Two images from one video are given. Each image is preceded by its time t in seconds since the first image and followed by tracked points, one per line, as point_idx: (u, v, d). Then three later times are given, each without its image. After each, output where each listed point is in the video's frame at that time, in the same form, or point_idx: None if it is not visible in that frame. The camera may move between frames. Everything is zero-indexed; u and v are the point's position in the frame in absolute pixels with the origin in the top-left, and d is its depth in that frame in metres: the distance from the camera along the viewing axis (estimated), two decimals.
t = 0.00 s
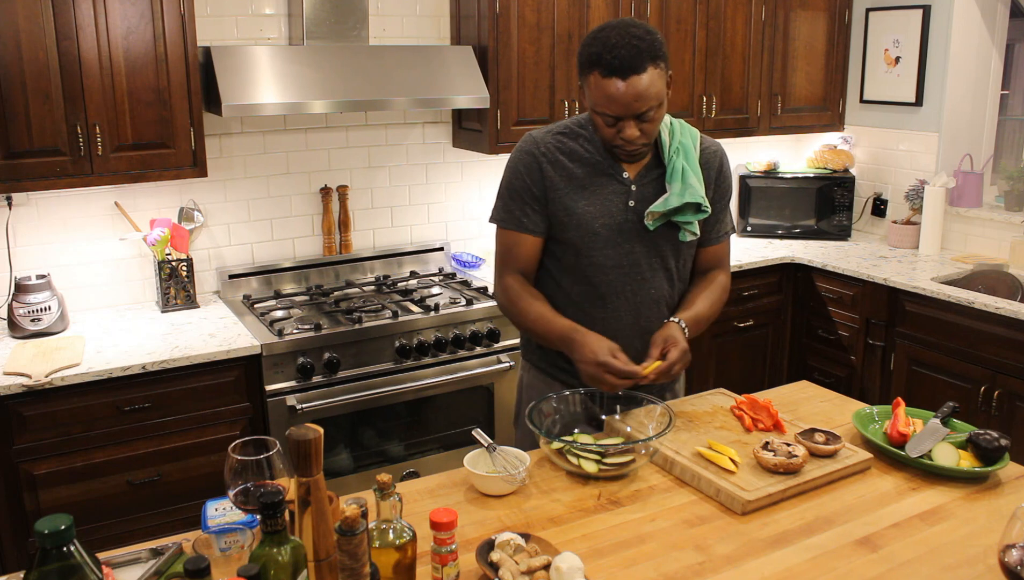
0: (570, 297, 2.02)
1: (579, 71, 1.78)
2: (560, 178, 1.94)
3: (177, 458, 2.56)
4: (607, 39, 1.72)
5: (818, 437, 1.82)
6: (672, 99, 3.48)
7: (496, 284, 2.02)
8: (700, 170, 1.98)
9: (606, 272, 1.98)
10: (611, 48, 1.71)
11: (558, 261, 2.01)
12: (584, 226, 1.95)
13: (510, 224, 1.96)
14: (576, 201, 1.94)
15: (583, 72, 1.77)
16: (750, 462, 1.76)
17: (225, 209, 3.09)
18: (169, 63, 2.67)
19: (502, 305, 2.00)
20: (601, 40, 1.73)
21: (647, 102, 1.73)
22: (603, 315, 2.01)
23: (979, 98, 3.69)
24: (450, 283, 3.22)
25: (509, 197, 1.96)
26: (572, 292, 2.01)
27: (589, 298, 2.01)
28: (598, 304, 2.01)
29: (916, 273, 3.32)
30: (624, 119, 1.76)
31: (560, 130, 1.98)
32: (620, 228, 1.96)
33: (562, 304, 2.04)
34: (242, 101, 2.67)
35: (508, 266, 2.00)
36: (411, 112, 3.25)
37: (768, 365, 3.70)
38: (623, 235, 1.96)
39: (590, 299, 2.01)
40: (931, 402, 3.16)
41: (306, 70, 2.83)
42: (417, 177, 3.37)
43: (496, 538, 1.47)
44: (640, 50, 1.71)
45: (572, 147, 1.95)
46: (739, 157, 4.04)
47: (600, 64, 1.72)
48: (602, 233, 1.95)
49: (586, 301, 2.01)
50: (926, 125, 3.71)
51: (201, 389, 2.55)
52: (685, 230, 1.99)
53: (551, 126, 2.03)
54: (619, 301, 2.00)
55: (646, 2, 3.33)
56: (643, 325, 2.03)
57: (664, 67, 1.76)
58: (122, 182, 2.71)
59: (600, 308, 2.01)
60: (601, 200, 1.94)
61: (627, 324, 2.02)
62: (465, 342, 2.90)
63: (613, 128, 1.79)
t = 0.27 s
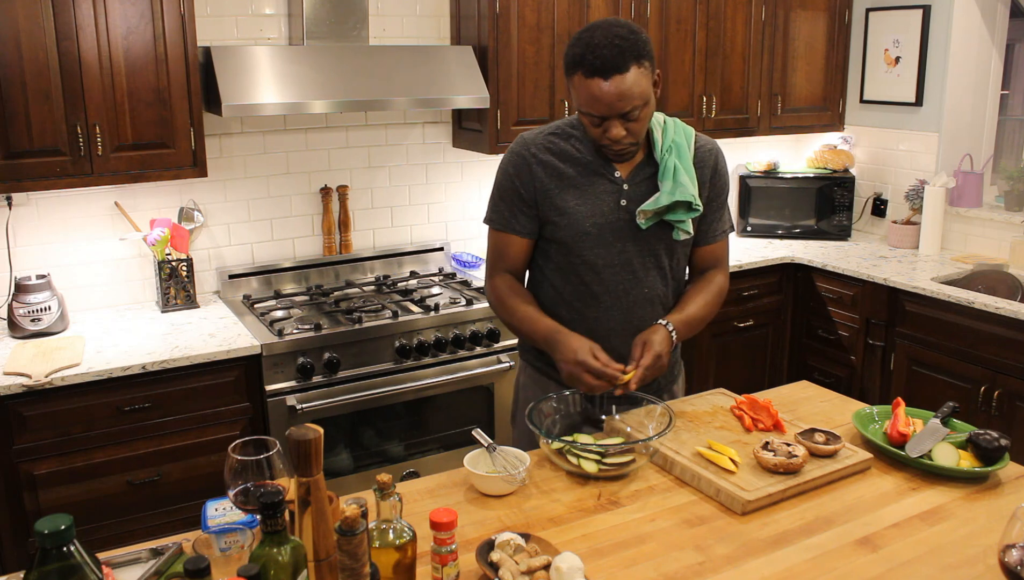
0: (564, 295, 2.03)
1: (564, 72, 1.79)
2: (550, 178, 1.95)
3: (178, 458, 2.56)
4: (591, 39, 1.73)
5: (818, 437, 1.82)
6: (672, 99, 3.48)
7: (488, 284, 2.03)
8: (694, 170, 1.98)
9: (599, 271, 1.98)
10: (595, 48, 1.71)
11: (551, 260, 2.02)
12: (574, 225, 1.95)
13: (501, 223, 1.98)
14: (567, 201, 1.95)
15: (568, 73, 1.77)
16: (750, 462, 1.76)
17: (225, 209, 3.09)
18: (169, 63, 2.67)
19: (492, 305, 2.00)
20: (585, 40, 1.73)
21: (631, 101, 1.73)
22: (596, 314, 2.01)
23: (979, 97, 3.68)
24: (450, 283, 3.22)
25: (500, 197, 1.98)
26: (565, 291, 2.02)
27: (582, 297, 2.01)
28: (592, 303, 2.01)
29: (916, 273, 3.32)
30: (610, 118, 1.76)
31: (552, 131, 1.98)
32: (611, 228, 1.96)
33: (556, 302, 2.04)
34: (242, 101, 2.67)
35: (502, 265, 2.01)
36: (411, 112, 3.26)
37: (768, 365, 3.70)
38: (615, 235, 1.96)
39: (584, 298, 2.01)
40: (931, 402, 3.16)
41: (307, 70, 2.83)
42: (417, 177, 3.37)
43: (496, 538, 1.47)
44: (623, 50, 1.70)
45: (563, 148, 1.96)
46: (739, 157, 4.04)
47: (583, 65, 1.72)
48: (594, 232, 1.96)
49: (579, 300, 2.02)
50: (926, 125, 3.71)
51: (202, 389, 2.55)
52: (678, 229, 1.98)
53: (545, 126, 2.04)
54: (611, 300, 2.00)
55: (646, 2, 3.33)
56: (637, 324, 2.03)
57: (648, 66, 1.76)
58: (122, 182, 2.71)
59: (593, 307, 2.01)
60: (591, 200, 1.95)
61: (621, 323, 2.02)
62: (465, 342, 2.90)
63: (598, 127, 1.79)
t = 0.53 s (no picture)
0: (559, 296, 2.02)
1: (555, 77, 1.79)
2: (546, 178, 1.95)
3: (178, 458, 2.56)
4: (581, 42, 1.73)
5: (818, 437, 1.82)
6: (672, 99, 3.48)
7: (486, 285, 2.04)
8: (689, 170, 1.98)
9: (593, 272, 1.98)
10: (585, 51, 1.71)
11: (546, 261, 2.02)
12: (569, 226, 1.95)
13: (497, 224, 1.99)
14: (562, 201, 1.95)
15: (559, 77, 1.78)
16: (750, 462, 1.76)
17: (225, 209, 3.09)
18: (169, 62, 2.67)
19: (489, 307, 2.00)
20: (575, 43, 1.73)
21: (625, 100, 1.73)
22: (592, 315, 2.01)
23: (979, 97, 3.68)
24: (450, 283, 3.22)
25: (496, 198, 1.99)
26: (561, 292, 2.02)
27: (578, 298, 2.01)
28: (587, 304, 2.01)
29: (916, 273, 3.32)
30: (605, 119, 1.76)
31: (546, 132, 1.99)
32: (607, 228, 1.96)
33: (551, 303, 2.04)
34: (242, 101, 2.67)
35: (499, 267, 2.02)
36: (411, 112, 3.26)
37: (768, 365, 3.70)
38: (610, 236, 1.96)
39: (579, 299, 2.01)
40: (931, 402, 3.16)
41: (307, 70, 2.83)
42: (417, 177, 3.37)
43: (496, 538, 1.47)
44: (613, 50, 1.71)
45: (557, 149, 1.96)
46: (739, 157, 4.04)
47: (575, 67, 1.72)
48: (589, 233, 1.95)
49: (574, 301, 2.01)
50: (925, 125, 3.71)
51: (202, 389, 2.55)
52: (674, 230, 1.98)
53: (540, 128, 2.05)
54: (607, 301, 2.00)
55: (646, 3, 3.33)
56: (633, 325, 2.03)
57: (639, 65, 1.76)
58: (122, 182, 2.71)
59: (588, 307, 2.01)
60: (586, 200, 1.95)
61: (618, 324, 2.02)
62: (465, 342, 2.90)
63: (593, 128, 1.79)
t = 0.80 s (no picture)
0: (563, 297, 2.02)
1: (557, 80, 1.79)
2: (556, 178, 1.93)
3: (178, 458, 2.56)
4: (581, 44, 1.72)
5: (818, 437, 1.82)
6: (672, 99, 3.48)
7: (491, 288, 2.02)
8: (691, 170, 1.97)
9: (598, 273, 1.98)
10: (586, 53, 1.71)
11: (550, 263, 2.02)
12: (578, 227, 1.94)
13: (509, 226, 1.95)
14: (571, 202, 1.94)
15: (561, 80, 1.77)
16: (750, 462, 1.76)
17: (225, 209, 3.09)
18: (169, 62, 2.67)
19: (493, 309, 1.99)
20: (575, 46, 1.73)
21: (628, 100, 1.73)
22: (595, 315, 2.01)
23: (979, 97, 3.68)
24: (450, 283, 3.22)
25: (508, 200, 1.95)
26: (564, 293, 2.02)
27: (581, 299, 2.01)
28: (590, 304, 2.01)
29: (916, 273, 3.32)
30: (609, 120, 1.76)
31: (552, 133, 1.97)
32: (611, 229, 1.96)
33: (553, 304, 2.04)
34: (242, 101, 2.67)
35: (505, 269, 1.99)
36: (411, 112, 3.26)
37: (768, 365, 3.70)
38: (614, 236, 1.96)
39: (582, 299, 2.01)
40: (931, 402, 3.16)
41: (307, 70, 2.83)
42: (417, 177, 3.37)
43: (496, 538, 1.47)
44: (614, 51, 1.70)
45: (564, 149, 1.95)
46: (739, 157, 4.04)
47: (577, 70, 1.72)
48: (594, 234, 1.95)
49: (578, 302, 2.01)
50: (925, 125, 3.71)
51: (202, 389, 2.55)
52: (677, 230, 1.98)
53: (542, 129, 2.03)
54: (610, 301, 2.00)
55: (646, 3, 3.33)
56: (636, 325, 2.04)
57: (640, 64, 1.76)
58: (122, 182, 2.71)
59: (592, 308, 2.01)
60: (595, 201, 1.94)
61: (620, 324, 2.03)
62: (465, 342, 2.90)
63: (597, 129, 1.79)
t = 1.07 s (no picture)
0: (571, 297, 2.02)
1: (584, 81, 1.78)
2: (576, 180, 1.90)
3: (178, 458, 2.56)
4: (610, 45, 1.72)
5: (818, 437, 1.82)
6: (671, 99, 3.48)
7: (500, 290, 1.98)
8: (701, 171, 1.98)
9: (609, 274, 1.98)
10: (616, 54, 1.70)
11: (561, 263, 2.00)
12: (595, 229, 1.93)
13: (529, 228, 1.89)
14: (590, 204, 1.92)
15: (590, 80, 1.77)
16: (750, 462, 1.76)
17: (225, 209, 3.09)
18: (169, 63, 2.67)
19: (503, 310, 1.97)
20: (604, 47, 1.72)
21: (658, 102, 1.73)
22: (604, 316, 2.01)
23: (979, 97, 3.68)
24: (450, 283, 3.22)
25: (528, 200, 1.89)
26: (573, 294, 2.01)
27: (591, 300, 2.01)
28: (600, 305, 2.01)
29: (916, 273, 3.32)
30: (638, 122, 1.76)
31: (568, 132, 1.94)
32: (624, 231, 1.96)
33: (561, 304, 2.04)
34: (242, 101, 2.67)
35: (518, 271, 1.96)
36: (411, 112, 3.26)
37: (768, 365, 3.70)
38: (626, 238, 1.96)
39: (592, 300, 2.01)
40: (931, 402, 3.16)
41: (307, 70, 2.83)
42: (417, 177, 3.37)
43: (495, 538, 1.47)
44: (646, 53, 1.70)
45: (582, 150, 1.92)
46: (739, 157, 4.05)
47: (608, 71, 1.71)
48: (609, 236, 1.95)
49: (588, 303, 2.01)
50: (925, 125, 3.71)
51: (202, 389, 2.55)
52: (688, 230, 1.99)
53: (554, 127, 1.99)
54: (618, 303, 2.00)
55: (646, 3, 3.34)
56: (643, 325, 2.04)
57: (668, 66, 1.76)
58: (122, 182, 2.71)
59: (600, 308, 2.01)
60: (612, 203, 1.94)
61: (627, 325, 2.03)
62: (465, 342, 2.90)
63: (625, 132, 1.79)
